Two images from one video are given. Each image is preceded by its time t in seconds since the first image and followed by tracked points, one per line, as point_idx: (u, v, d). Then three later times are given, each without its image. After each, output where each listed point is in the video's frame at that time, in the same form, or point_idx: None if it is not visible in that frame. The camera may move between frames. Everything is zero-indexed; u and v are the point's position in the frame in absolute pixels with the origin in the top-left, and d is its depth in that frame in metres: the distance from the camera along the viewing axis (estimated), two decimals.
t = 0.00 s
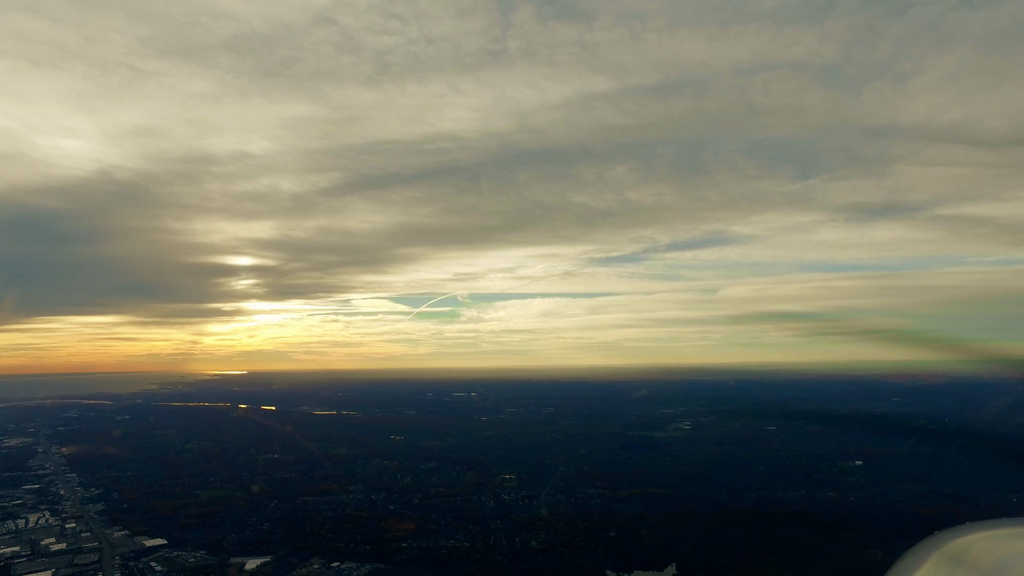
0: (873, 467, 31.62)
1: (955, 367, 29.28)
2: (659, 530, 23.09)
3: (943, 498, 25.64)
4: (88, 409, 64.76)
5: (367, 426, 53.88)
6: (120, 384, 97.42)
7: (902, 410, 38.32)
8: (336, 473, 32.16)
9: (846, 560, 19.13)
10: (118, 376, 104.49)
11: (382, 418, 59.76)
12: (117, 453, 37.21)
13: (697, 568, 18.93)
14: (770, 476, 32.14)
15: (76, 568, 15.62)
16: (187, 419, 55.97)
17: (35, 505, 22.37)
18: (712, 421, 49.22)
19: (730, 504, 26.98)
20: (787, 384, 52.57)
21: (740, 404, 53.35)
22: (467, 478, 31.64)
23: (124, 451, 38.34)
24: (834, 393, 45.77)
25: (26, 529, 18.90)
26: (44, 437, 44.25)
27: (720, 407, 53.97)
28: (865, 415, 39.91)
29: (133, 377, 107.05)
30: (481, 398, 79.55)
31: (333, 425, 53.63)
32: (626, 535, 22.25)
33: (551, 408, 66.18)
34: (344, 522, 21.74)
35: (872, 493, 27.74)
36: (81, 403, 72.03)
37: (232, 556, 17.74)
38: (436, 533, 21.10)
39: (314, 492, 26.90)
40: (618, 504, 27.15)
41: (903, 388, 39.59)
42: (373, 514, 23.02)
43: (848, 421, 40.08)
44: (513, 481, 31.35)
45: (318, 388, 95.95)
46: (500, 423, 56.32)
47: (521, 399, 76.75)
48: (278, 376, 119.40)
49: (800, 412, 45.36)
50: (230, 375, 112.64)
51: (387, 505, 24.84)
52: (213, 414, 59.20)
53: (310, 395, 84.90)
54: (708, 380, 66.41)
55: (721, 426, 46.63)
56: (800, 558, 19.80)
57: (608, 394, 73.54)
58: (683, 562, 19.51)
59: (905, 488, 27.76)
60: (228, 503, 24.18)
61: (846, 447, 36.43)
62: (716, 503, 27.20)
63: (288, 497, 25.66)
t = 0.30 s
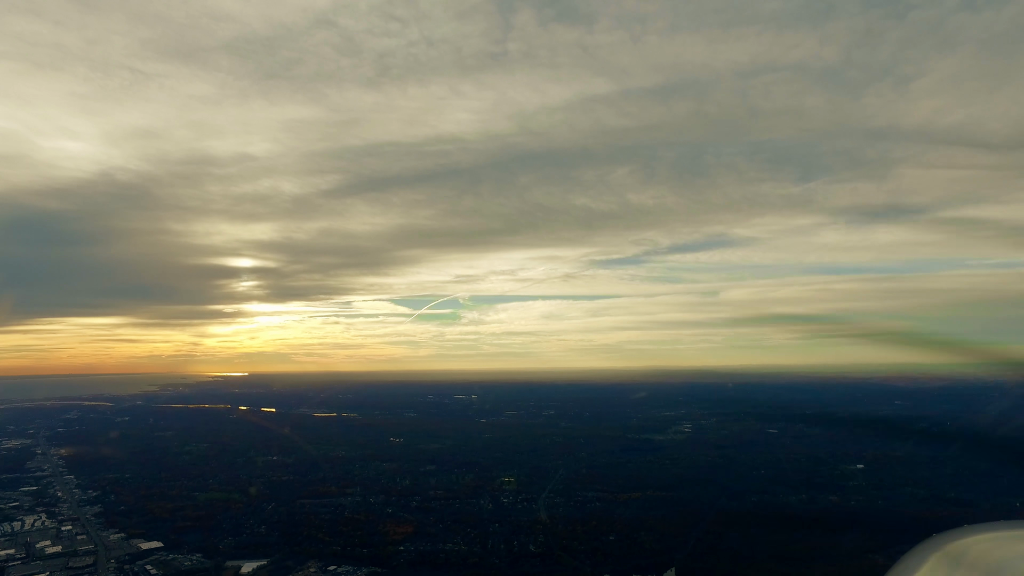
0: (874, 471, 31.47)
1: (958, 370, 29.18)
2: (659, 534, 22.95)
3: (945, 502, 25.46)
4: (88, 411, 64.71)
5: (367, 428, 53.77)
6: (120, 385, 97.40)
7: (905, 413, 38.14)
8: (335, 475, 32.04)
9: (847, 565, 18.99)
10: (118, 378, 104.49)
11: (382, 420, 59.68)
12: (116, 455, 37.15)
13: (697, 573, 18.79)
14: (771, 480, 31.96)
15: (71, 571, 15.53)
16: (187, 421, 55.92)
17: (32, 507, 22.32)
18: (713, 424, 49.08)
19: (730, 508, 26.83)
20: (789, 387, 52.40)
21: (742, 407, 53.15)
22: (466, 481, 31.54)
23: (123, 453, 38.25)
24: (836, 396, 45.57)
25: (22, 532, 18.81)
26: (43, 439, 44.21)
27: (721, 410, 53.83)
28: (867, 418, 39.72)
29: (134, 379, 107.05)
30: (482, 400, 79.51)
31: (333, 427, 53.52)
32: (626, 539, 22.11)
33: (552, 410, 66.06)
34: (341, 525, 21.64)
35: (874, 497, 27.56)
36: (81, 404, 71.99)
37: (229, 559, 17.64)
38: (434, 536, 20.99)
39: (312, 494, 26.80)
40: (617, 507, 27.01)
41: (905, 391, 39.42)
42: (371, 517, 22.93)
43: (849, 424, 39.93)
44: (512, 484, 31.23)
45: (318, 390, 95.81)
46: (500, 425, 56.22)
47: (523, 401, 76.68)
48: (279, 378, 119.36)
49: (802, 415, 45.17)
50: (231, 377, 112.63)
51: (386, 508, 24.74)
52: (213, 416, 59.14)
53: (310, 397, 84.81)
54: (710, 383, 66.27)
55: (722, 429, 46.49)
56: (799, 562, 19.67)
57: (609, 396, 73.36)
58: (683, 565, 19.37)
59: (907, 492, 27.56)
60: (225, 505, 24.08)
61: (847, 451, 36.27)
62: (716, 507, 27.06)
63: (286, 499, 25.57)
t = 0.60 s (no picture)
0: (876, 475, 31.29)
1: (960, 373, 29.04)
2: (658, 538, 22.81)
3: (948, 507, 25.24)
4: (88, 412, 64.63)
5: (366, 431, 53.63)
6: (121, 387, 97.42)
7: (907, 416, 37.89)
8: (333, 478, 31.93)
9: (847, 570, 18.84)
10: (120, 380, 104.56)
11: (382, 422, 59.56)
12: (115, 457, 37.04)
13: None
14: (772, 484, 31.80)
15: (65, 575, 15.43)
16: (187, 423, 55.89)
17: (28, 510, 22.23)
18: (713, 428, 48.94)
19: (730, 513, 26.66)
20: (790, 390, 52.23)
21: (742, 411, 53.02)
22: (465, 484, 31.42)
23: (122, 454, 38.17)
24: (838, 399, 45.39)
25: (18, 535, 18.74)
26: (42, 441, 44.12)
27: (722, 413, 53.66)
28: (869, 423, 39.53)
29: (135, 380, 107.11)
30: (482, 403, 79.40)
31: (333, 430, 53.40)
32: (625, 544, 21.96)
33: (552, 413, 65.91)
34: (339, 529, 21.54)
35: (876, 501, 27.35)
36: (82, 406, 72.01)
37: (224, 563, 17.53)
38: (432, 540, 20.89)
39: (310, 497, 26.71)
40: (616, 511, 26.86)
41: (907, 395, 39.26)
42: (368, 521, 22.84)
43: (851, 428, 39.78)
44: (512, 488, 31.11)
45: (319, 393, 95.71)
46: (500, 428, 56.09)
47: (523, 404, 76.51)
48: (280, 380, 119.37)
49: (803, 419, 44.93)
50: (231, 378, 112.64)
51: (383, 511, 24.62)
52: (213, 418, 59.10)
53: (311, 399, 84.73)
54: (711, 386, 66.10)
55: (723, 433, 46.34)
56: (799, 567, 19.54)
57: (610, 399, 73.21)
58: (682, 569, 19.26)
59: (909, 497, 27.36)
60: (223, 508, 23.99)
61: (848, 454, 36.10)
62: (716, 511, 26.91)
63: (284, 502, 25.48)
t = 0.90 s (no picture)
0: (878, 479, 31.13)
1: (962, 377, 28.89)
2: (658, 542, 22.65)
3: (951, 510, 25.03)
4: (87, 414, 64.49)
5: (366, 433, 53.50)
6: (121, 389, 97.29)
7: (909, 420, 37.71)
8: (332, 481, 31.81)
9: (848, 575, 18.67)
10: (121, 381, 104.49)
11: (382, 425, 59.39)
12: (114, 459, 36.94)
13: None
14: (773, 487, 31.61)
15: None
16: (187, 424, 55.79)
17: (24, 512, 22.10)
18: (714, 431, 48.76)
19: (731, 516, 26.50)
20: (791, 393, 52.05)
21: (743, 414, 52.84)
22: (464, 487, 31.28)
23: (120, 456, 38.06)
24: (839, 402, 45.20)
25: (12, 538, 18.63)
26: (41, 443, 44.01)
27: (723, 416, 53.46)
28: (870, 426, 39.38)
29: (136, 382, 107.12)
30: (483, 405, 79.24)
31: (332, 432, 53.21)
32: (623, 548, 21.80)
33: (552, 416, 65.74)
34: (336, 532, 21.41)
35: (878, 505, 27.15)
36: (81, 408, 71.92)
37: (220, 567, 17.41)
38: (430, 544, 20.78)
39: (308, 500, 26.57)
40: (615, 515, 26.70)
41: (909, 398, 39.08)
42: (366, 524, 22.73)
43: (853, 431, 39.61)
44: (511, 491, 30.96)
45: (319, 395, 95.56)
46: (501, 431, 55.92)
47: (524, 407, 76.39)
48: (281, 382, 119.28)
49: (804, 422, 44.75)
50: (232, 380, 112.52)
51: (381, 515, 24.48)
52: (212, 420, 58.91)
53: (311, 401, 84.57)
54: (712, 389, 65.92)
55: (724, 436, 46.16)
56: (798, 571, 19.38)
57: (610, 402, 73.04)
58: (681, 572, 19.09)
59: (912, 501, 27.14)
60: (219, 511, 23.87)
61: (850, 458, 35.93)
62: (716, 515, 26.76)
63: (282, 505, 25.37)
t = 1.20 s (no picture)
0: (879, 483, 30.92)
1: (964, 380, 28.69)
2: (657, 547, 22.49)
3: (952, 515, 24.81)
4: (87, 416, 64.35)
5: (366, 435, 53.37)
6: (122, 391, 97.29)
7: (911, 423, 37.50)
8: (330, 483, 31.67)
9: None
10: (122, 383, 104.48)
11: (382, 427, 59.20)
12: (112, 461, 36.82)
13: None
14: (774, 491, 31.41)
15: None
16: (187, 426, 55.67)
17: (20, 515, 22.00)
18: (715, 434, 48.58)
19: (731, 521, 26.32)
20: (793, 396, 51.84)
21: (744, 417, 52.66)
22: (463, 490, 31.14)
23: (119, 458, 37.97)
24: (841, 405, 45.00)
25: (7, 541, 18.53)
26: (41, 444, 43.92)
27: (725, 419, 53.25)
28: (872, 429, 39.18)
29: (137, 383, 107.11)
30: (484, 408, 79.07)
31: (332, 434, 53.05)
32: (622, 552, 21.66)
33: (553, 418, 65.55)
34: (333, 536, 21.29)
35: (879, 510, 26.96)
36: (82, 409, 71.84)
37: (215, 570, 17.30)
38: (427, 548, 20.65)
39: (305, 503, 26.45)
40: (614, 518, 26.54)
41: (911, 401, 38.86)
42: (363, 527, 22.60)
43: (854, 435, 39.38)
44: (510, 494, 30.82)
45: (320, 397, 95.45)
46: (500, 433, 55.73)
47: (525, 409, 76.17)
48: (282, 384, 119.29)
49: (805, 425, 44.55)
50: (233, 382, 112.56)
51: (379, 518, 24.35)
52: (212, 422, 58.79)
53: (311, 403, 84.43)
54: (713, 392, 65.71)
55: (725, 439, 45.94)
56: None
57: (611, 405, 72.83)
58: (679, 575, 18.94)
59: (914, 505, 26.93)
60: (217, 514, 23.75)
61: (851, 461, 35.72)
62: (716, 519, 26.58)
63: (279, 507, 25.25)
